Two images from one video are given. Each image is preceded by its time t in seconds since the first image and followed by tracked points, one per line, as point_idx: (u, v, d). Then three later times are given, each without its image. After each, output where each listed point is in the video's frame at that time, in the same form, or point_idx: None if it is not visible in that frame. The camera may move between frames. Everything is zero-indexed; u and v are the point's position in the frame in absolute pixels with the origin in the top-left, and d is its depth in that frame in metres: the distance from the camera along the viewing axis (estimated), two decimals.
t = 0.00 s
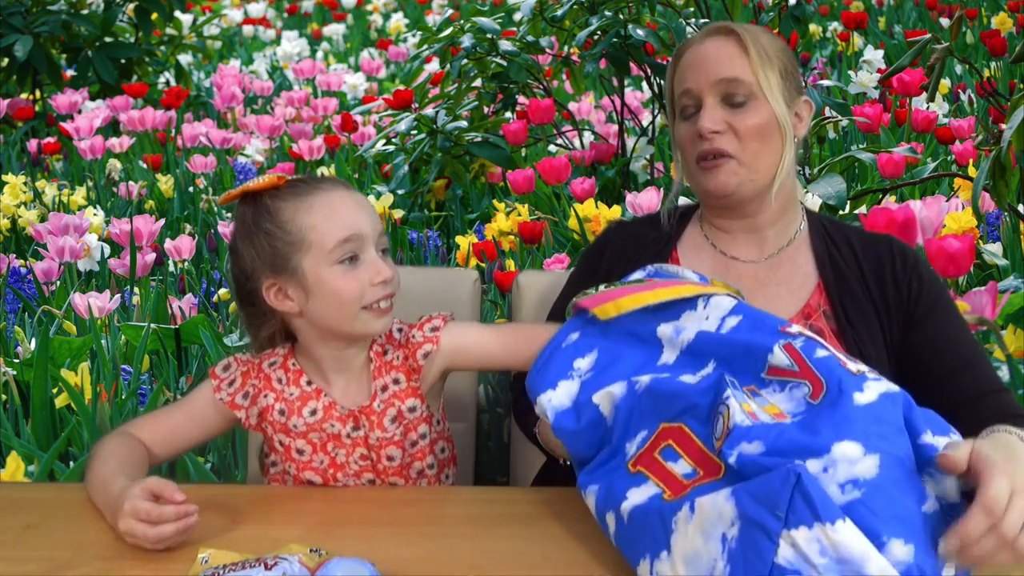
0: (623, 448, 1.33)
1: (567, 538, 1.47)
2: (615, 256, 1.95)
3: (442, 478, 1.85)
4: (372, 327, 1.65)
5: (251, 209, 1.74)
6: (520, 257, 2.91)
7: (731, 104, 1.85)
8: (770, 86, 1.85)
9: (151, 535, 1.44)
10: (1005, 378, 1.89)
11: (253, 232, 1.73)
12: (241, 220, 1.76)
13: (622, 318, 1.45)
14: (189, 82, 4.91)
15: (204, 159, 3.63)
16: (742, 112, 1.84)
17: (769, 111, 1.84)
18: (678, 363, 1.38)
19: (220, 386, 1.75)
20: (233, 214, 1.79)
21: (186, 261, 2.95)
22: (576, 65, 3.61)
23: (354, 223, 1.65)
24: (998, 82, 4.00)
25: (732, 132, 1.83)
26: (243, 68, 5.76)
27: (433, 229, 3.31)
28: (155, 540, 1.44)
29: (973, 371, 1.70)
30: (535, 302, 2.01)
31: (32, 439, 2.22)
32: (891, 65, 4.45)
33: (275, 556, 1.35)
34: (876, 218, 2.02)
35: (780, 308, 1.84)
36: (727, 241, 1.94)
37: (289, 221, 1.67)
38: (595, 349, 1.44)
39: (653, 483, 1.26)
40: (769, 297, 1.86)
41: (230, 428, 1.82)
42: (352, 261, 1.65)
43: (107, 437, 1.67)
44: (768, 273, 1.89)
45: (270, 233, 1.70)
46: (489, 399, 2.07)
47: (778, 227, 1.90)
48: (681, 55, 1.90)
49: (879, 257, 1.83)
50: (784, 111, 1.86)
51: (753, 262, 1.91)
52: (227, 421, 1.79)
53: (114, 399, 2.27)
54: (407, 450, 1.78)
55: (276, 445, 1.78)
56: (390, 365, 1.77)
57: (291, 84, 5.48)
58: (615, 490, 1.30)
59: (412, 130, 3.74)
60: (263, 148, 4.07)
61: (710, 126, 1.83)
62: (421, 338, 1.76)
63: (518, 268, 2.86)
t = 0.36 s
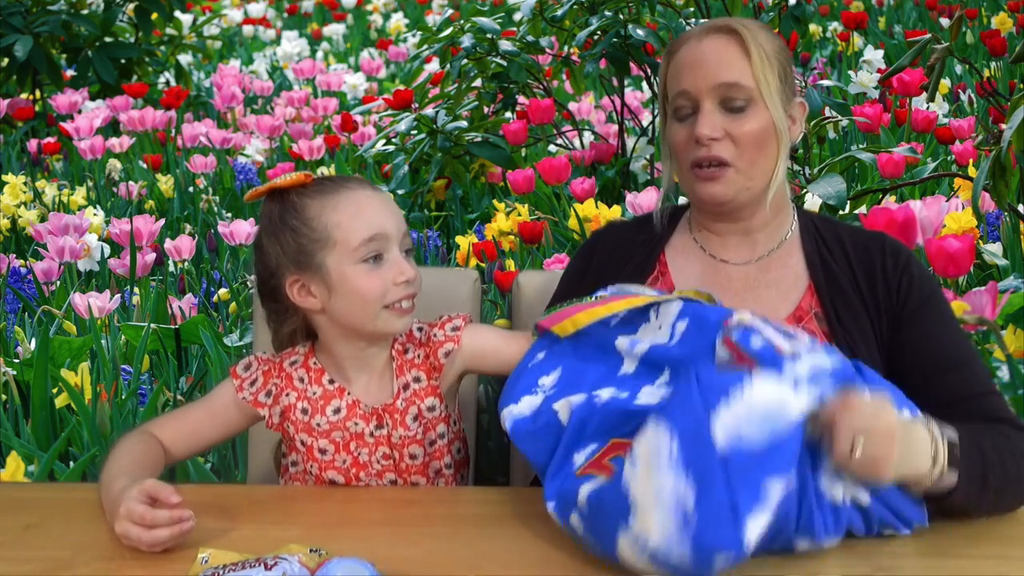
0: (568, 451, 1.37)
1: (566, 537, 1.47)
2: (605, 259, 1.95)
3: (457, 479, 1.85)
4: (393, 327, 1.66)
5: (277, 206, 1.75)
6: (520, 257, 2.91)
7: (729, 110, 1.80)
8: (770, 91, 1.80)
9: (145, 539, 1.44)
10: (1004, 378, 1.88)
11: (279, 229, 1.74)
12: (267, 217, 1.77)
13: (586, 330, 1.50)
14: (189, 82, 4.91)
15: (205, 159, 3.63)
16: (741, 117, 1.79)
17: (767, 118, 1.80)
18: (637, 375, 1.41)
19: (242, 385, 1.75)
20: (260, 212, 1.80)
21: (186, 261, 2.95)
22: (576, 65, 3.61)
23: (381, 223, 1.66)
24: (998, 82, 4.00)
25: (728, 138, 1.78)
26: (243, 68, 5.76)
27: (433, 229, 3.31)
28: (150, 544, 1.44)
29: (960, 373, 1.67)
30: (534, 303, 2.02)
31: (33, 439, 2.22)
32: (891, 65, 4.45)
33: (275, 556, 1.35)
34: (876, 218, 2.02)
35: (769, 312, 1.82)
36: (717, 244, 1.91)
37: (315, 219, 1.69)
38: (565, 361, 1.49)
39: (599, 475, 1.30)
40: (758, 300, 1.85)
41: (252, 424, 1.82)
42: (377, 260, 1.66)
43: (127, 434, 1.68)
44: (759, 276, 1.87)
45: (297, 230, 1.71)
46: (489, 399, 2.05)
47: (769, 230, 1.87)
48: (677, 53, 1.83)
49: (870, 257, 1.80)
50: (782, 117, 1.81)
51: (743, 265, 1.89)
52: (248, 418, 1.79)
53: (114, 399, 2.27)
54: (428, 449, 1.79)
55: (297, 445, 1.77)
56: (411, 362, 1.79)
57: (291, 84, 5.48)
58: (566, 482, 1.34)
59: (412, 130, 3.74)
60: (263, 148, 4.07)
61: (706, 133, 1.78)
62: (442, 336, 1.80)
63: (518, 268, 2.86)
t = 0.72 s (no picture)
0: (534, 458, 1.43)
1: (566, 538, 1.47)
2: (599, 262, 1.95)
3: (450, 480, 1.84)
4: (385, 330, 1.67)
5: (275, 202, 1.75)
6: (520, 257, 2.91)
7: (689, 113, 1.79)
8: (730, 92, 1.77)
9: (149, 536, 1.44)
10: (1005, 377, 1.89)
11: (275, 226, 1.74)
12: (264, 213, 1.77)
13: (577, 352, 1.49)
14: (189, 82, 4.91)
15: (205, 159, 3.63)
16: (697, 121, 1.78)
17: (728, 118, 1.77)
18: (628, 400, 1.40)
19: (235, 383, 1.75)
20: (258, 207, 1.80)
21: (186, 261, 2.95)
22: (576, 65, 3.61)
23: (376, 223, 1.67)
24: (998, 82, 4.00)
25: (686, 143, 1.79)
26: (243, 68, 5.76)
27: (433, 229, 3.31)
28: (153, 542, 1.44)
29: (967, 378, 1.67)
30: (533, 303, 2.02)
31: (32, 439, 2.22)
32: (891, 65, 4.45)
33: (275, 556, 1.35)
34: (876, 218, 2.02)
35: (764, 318, 1.80)
36: (712, 249, 1.90)
37: (312, 217, 1.69)
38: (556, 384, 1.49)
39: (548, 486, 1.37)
40: (750, 306, 1.83)
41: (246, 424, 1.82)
42: (372, 260, 1.66)
43: (121, 435, 1.69)
44: (753, 281, 1.85)
45: (292, 228, 1.71)
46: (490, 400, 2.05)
47: (762, 233, 1.86)
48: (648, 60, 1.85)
49: (867, 263, 1.79)
50: (747, 116, 1.77)
51: (737, 270, 1.87)
52: (242, 417, 1.79)
53: (114, 399, 2.27)
54: (420, 448, 1.79)
55: (293, 442, 1.78)
56: (403, 362, 1.79)
57: (291, 84, 5.49)
58: (524, 493, 1.41)
59: (412, 130, 3.74)
60: (263, 148, 4.07)
61: (662, 139, 1.79)
62: (436, 336, 1.78)
63: (518, 268, 2.86)
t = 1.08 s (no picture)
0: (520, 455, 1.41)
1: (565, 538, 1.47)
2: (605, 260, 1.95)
3: (450, 480, 1.85)
4: (387, 330, 1.67)
5: (277, 202, 1.75)
6: (520, 258, 2.91)
7: (713, 111, 1.77)
8: (756, 90, 1.77)
9: (149, 536, 1.44)
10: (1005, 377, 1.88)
11: (278, 226, 1.74)
12: (267, 213, 1.76)
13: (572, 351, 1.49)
14: (189, 82, 4.91)
15: (204, 159, 3.63)
16: (724, 118, 1.76)
17: (754, 117, 1.76)
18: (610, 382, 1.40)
19: (237, 384, 1.75)
20: (259, 208, 1.80)
21: (186, 261, 2.95)
22: (576, 65, 3.61)
23: (379, 224, 1.67)
24: (998, 82, 4.00)
25: (711, 140, 1.76)
26: (243, 68, 5.76)
27: (433, 229, 3.31)
28: (154, 542, 1.44)
29: (979, 385, 1.69)
30: (533, 304, 2.02)
31: (33, 439, 2.22)
32: (891, 65, 4.45)
33: (275, 556, 1.35)
34: (876, 218, 2.02)
35: (772, 321, 1.81)
36: (718, 250, 1.90)
37: (314, 217, 1.69)
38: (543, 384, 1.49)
39: (537, 489, 1.35)
40: (759, 310, 1.83)
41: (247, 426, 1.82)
42: (374, 260, 1.66)
43: (121, 436, 1.69)
44: (761, 284, 1.86)
45: (295, 228, 1.71)
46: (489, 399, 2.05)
47: (771, 234, 1.86)
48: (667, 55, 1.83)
49: (877, 267, 1.79)
50: (772, 116, 1.76)
51: (744, 272, 1.88)
52: (243, 419, 1.79)
53: (114, 399, 2.27)
54: (421, 449, 1.78)
55: (293, 444, 1.77)
56: (405, 363, 1.79)
57: (291, 84, 5.48)
58: (514, 496, 1.39)
59: (412, 130, 3.74)
60: (263, 148, 4.07)
61: (688, 136, 1.77)
62: (439, 336, 1.80)
63: (518, 269, 2.86)
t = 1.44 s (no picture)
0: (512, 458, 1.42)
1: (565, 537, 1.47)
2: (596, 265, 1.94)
3: (447, 478, 1.84)
4: (385, 330, 1.68)
5: (272, 202, 1.74)
6: (520, 258, 2.91)
7: (745, 104, 1.79)
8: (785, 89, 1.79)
9: (151, 536, 1.44)
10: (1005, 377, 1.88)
11: (272, 225, 1.73)
12: (261, 213, 1.76)
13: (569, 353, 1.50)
14: (189, 82, 4.91)
15: (205, 159, 3.63)
16: (754, 114, 1.78)
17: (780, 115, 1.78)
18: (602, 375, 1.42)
19: (230, 386, 1.74)
20: (253, 209, 1.79)
21: (186, 261, 2.95)
22: (576, 65, 3.61)
23: (375, 226, 1.67)
24: (998, 82, 4.00)
25: (742, 134, 1.76)
26: (242, 68, 5.76)
27: (433, 229, 3.31)
28: (155, 541, 1.44)
29: (969, 383, 1.70)
30: (533, 303, 2.02)
31: (32, 439, 2.22)
32: (891, 65, 4.45)
33: (275, 555, 1.35)
34: (876, 218, 2.02)
35: (765, 320, 1.82)
36: (708, 249, 1.91)
37: (310, 219, 1.68)
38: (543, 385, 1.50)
39: (533, 489, 1.35)
40: (754, 308, 1.84)
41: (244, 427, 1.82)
42: (370, 263, 1.67)
43: (116, 437, 1.69)
44: (752, 282, 1.87)
45: (290, 229, 1.70)
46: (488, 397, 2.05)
47: (765, 233, 1.87)
48: (693, 43, 1.82)
49: (868, 263, 1.80)
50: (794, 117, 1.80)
51: (736, 270, 1.89)
52: (239, 420, 1.79)
53: (114, 399, 2.26)
54: (418, 448, 1.79)
55: (291, 445, 1.77)
56: (400, 361, 1.79)
57: (291, 84, 5.48)
58: (512, 503, 1.39)
59: (412, 130, 3.74)
60: (263, 148, 4.07)
61: (721, 127, 1.76)
62: (434, 335, 1.80)
63: (518, 269, 2.86)
